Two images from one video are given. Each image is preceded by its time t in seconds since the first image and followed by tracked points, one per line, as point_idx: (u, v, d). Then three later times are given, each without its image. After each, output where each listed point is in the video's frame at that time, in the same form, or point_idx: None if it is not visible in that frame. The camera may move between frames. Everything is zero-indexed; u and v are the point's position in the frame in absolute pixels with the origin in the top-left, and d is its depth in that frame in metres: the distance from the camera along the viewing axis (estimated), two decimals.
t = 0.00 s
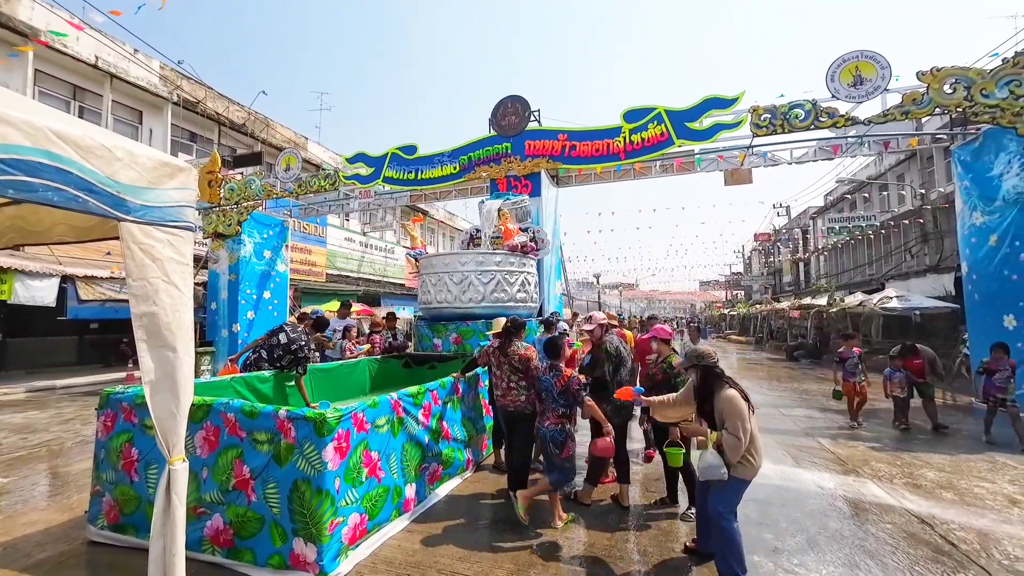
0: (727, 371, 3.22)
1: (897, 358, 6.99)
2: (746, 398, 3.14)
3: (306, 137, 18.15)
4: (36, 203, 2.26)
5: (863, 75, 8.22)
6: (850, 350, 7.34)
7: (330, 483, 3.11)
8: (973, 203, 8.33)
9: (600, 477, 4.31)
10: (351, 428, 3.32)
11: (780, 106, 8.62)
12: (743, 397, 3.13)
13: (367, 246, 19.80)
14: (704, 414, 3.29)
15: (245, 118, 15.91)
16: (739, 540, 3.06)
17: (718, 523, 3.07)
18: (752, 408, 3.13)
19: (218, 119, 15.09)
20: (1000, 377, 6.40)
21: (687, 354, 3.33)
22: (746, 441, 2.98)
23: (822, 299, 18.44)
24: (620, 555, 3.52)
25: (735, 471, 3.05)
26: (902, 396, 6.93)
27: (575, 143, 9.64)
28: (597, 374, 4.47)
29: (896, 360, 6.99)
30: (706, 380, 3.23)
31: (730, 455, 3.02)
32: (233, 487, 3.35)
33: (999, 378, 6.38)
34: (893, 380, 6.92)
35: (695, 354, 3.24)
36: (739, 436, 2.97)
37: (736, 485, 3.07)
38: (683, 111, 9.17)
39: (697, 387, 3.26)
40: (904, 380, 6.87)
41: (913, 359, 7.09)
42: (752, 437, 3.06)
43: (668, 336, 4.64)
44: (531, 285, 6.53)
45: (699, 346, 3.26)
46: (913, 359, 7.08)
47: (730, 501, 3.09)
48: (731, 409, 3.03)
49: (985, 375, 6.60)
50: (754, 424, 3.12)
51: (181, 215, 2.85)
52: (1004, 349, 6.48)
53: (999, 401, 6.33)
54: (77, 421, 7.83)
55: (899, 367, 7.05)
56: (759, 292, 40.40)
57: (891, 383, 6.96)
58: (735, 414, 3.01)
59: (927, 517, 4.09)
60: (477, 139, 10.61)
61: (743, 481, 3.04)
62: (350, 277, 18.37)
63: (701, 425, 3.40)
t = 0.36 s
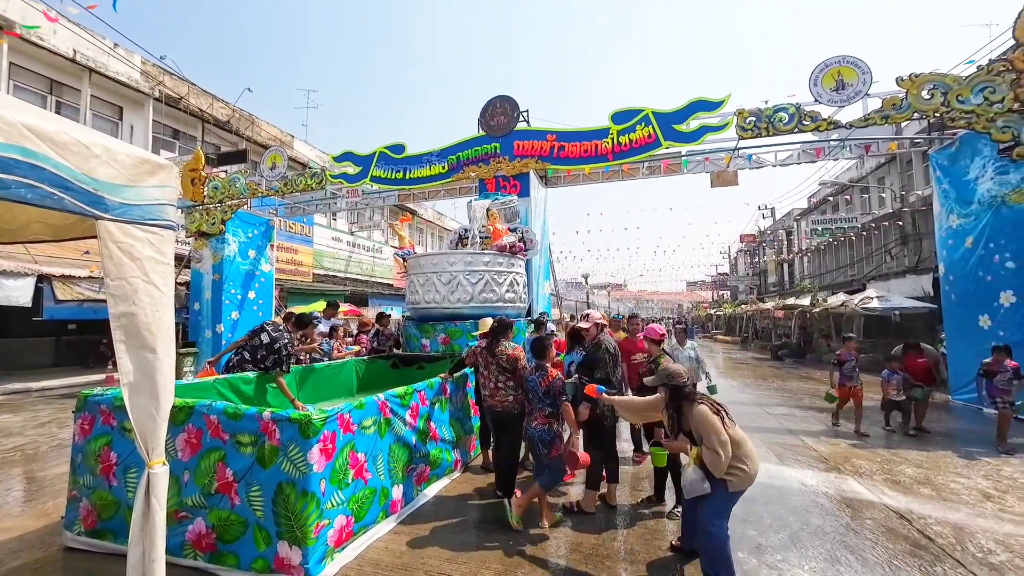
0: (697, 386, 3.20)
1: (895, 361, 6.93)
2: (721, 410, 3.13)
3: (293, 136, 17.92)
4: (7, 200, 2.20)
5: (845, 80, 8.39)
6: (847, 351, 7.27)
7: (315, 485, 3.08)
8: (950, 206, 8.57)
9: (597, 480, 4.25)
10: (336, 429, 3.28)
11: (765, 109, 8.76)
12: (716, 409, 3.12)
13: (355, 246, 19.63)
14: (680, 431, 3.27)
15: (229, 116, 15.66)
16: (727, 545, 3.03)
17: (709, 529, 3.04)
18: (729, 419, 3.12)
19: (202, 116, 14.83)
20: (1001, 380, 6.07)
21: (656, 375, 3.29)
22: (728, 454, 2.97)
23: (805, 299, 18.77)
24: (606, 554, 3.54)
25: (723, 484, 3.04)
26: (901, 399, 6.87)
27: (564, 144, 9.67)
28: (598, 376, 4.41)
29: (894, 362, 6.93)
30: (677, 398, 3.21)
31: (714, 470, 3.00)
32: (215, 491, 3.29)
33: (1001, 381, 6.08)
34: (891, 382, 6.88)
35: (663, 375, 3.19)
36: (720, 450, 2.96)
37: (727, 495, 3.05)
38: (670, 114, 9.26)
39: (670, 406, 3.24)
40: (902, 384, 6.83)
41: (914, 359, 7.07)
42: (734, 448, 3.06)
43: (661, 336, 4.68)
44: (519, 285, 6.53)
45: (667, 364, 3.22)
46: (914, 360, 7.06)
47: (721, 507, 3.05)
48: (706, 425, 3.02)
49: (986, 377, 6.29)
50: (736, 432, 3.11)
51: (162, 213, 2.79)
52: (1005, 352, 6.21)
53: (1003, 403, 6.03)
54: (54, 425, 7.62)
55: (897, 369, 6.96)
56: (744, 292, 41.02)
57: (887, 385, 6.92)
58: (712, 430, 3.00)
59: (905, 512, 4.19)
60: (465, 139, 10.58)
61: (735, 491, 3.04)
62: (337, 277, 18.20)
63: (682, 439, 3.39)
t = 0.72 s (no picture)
0: (680, 394, 3.23)
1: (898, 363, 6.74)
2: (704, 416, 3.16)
3: (279, 134, 17.71)
4: None
5: (828, 84, 8.55)
6: (847, 353, 6.79)
7: (302, 487, 3.04)
8: (931, 209, 8.82)
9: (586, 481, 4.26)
10: (323, 431, 3.25)
11: (751, 112, 8.88)
12: (699, 416, 3.15)
13: (343, 246, 19.46)
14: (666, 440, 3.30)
15: (214, 113, 15.42)
16: (716, 543, 3.06)
17: (698, 529, 3.07)
18: (714, 425, 3.16)
19: (185, 113, 14.57)
20: (1002, 382, 5.90)
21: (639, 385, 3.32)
22: (713, 460, 3.00)
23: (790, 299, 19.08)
24: (596, 553, 3.55)
25: (711, 490, 3.08)
26: (905, 402, 6.60)
27: (553, 145, 9.70)
28: (580, 377, 4.39)
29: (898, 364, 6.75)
30: (661, 406, 3.24)
31: (701, 477, 3.04)
32: (199, 494, 3.24)
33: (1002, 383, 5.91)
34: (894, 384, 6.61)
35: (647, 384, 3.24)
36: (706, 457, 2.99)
37: (716, 500, 3.08)
38: (658, 115, 9.33)
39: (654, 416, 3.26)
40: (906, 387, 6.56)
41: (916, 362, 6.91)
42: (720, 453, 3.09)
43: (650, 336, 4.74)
44: (509, 285, 6.53)
45: (649, 374, 3.30)
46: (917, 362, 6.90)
47: (710, 508, 3.08)
48: (691, 433, 3.05)
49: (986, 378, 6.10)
50: (721, 435, 3.16)
51: (143, 212, 2.73)
52: (1007, 352, 6.00)
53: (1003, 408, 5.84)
54: (30, 428, 7.42)
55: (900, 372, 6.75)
56: (731, 292, 41.55)
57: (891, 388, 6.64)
58: (697, 438, 3.03)
59: (886, 508, 4.28)
60: (454, 139, 10.55)
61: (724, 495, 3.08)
62: (325, 276, 18.02)
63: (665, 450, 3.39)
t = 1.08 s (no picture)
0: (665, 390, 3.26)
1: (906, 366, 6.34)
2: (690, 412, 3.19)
3: (267, 132, 17.51)
4: None
5: (814, 88, 8.68)
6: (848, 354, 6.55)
7: (289, 489, 3.01)
8: (914, 211, 8.95)
9: (579, 481, 4.27)
10: (311, 432, 3.22)
11: (739, 114, 8.97)
12: (684, 412, 3.17)
13: (332, 246, 19.30)
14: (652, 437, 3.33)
15: (200, 110, 15.20)
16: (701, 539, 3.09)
17: (684, 525, 3.10)
18: (699, 421, 3.19)
19: (171, 110, 14.34)
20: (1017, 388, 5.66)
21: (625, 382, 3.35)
22: (697, 456, 3.03)
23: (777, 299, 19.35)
24: (583, 553, 3.57)
25: (695, 485, 3.13)
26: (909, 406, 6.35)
27: (544, 145, 9.71)
28: (568, 379, 4.43)
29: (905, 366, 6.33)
30: (646, 402, 3.27)
31: (685, 473, 3.07)
32: (183, 498, 3.18)
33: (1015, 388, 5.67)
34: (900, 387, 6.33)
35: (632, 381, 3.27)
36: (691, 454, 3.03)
37: (700, 495, 3.12)
38: (648, 117, 9.39)
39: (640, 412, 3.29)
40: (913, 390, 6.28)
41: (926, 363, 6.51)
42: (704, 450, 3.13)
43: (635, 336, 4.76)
44: (499, 285, 6.53)
45: (634, 371, 3.31)
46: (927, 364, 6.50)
47: (695, 504, 3.11)
48: (676, 430, 3.08)
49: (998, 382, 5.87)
50: (705, 431, 3.19)
51: (124, 211, 2.67)
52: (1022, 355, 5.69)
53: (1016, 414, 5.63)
54: (8, 432, 7.23)
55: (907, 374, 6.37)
56: (720, 292, 42.00)
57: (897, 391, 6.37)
58: (681, 435, 3.05)
59: (869, 504, 4.36)
60: (445, 139, 10.51)
61: (708, 492, 3.11)
62: (314, 276, 17.85)
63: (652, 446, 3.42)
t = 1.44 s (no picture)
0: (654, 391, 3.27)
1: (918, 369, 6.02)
2: (677, 414, 3.19)
3: (256, 130, 17.32)
4: None
5: (802, 90, 8.78)
6: (861, 358, 6.19)
7: (277, 492, 2.98)
8: (901, 212, 8.93)
9: (574, 481, 4.27)
10: (300, 434, 3.19)
11: (728, 116, 9.06)
12: (671, 414, 3.17)
13: (322, 245, 19.16)
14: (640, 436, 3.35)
15: (187, 108, 15.01)
16: (687, 539, 3.11)
17: (668, 525, 3.12)
18: (687, 423, 3.19)
19: (157, 107, 14.13)
20: None
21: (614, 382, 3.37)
22: (681, 459, 3.05)
23: (766, 299, 19.56)
24: (573, 552, 3.59)
25: (680, 485, 3.15)
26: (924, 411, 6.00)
27: (535, 145, 9.73)
28: (570, 380, 4.48)
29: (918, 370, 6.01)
30: (634, 402, 3.29)
31: (668, 474, 3.10)
32: (168, 501, 3.14)
33: None
34: (913, 392, 5.99)
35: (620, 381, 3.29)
36: (673, 456, 3.05)
37: (683, 497, 3.14)
38: (638, 117, 9.44)
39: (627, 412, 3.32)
40: (927, 395, 5.97)
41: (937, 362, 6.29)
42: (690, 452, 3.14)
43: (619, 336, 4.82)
44: (491, 285, 6.52)
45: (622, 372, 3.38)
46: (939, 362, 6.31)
47: (679, 507, 3.13)
48: (660, 432, 3.09)
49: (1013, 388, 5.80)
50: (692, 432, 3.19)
51: (107, 209, 2.62)
52: None
53: None
54: None
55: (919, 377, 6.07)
56: (710, 292, 42.40)
57: (910, 396, 6.02)
58: (665, 437, 3.07)
59: (856, 501, 4.42)
60: (436, 138, 10.47)
61: (692, 494, 3.14)
62: (303, 276, 17.70)
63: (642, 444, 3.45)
